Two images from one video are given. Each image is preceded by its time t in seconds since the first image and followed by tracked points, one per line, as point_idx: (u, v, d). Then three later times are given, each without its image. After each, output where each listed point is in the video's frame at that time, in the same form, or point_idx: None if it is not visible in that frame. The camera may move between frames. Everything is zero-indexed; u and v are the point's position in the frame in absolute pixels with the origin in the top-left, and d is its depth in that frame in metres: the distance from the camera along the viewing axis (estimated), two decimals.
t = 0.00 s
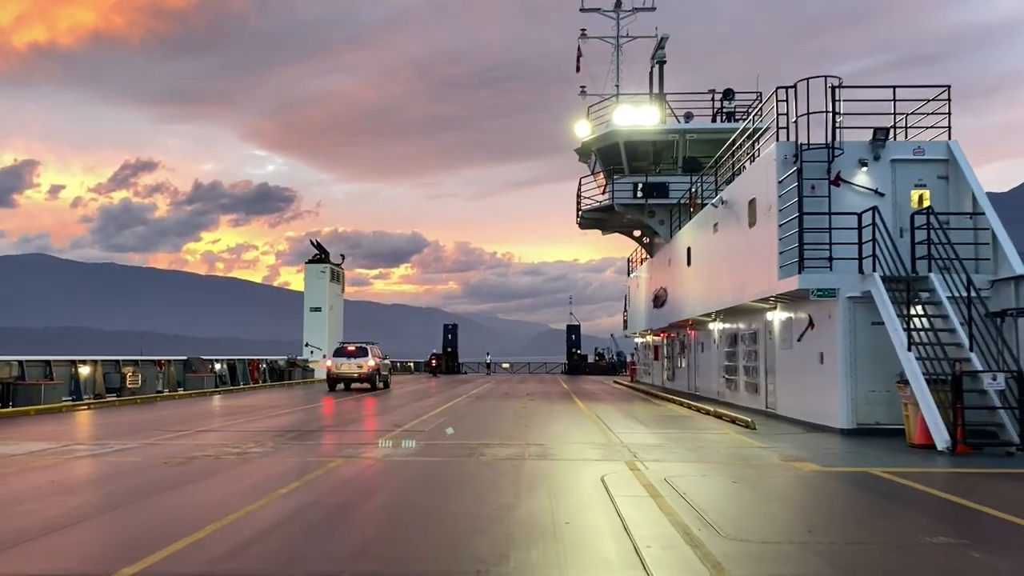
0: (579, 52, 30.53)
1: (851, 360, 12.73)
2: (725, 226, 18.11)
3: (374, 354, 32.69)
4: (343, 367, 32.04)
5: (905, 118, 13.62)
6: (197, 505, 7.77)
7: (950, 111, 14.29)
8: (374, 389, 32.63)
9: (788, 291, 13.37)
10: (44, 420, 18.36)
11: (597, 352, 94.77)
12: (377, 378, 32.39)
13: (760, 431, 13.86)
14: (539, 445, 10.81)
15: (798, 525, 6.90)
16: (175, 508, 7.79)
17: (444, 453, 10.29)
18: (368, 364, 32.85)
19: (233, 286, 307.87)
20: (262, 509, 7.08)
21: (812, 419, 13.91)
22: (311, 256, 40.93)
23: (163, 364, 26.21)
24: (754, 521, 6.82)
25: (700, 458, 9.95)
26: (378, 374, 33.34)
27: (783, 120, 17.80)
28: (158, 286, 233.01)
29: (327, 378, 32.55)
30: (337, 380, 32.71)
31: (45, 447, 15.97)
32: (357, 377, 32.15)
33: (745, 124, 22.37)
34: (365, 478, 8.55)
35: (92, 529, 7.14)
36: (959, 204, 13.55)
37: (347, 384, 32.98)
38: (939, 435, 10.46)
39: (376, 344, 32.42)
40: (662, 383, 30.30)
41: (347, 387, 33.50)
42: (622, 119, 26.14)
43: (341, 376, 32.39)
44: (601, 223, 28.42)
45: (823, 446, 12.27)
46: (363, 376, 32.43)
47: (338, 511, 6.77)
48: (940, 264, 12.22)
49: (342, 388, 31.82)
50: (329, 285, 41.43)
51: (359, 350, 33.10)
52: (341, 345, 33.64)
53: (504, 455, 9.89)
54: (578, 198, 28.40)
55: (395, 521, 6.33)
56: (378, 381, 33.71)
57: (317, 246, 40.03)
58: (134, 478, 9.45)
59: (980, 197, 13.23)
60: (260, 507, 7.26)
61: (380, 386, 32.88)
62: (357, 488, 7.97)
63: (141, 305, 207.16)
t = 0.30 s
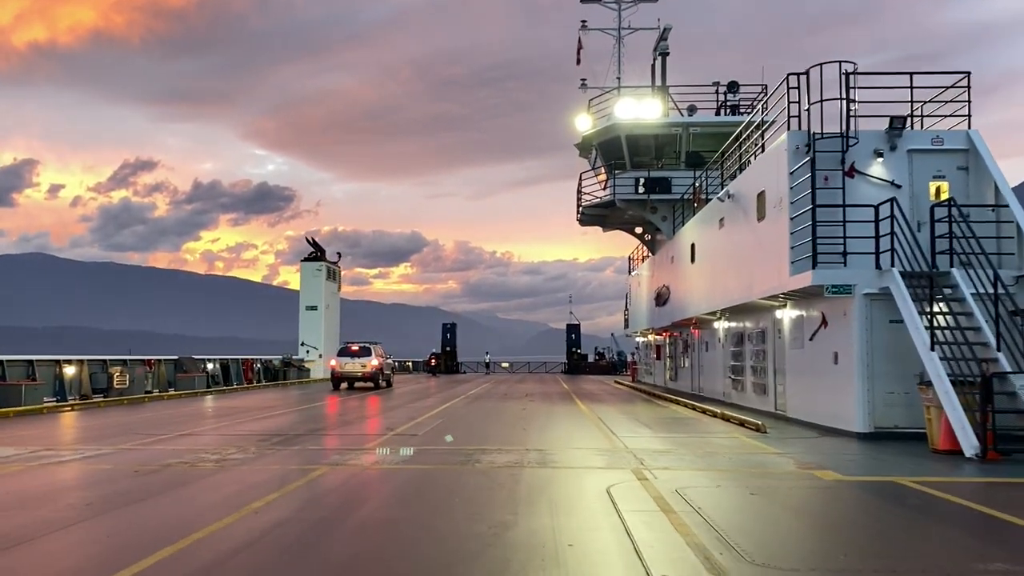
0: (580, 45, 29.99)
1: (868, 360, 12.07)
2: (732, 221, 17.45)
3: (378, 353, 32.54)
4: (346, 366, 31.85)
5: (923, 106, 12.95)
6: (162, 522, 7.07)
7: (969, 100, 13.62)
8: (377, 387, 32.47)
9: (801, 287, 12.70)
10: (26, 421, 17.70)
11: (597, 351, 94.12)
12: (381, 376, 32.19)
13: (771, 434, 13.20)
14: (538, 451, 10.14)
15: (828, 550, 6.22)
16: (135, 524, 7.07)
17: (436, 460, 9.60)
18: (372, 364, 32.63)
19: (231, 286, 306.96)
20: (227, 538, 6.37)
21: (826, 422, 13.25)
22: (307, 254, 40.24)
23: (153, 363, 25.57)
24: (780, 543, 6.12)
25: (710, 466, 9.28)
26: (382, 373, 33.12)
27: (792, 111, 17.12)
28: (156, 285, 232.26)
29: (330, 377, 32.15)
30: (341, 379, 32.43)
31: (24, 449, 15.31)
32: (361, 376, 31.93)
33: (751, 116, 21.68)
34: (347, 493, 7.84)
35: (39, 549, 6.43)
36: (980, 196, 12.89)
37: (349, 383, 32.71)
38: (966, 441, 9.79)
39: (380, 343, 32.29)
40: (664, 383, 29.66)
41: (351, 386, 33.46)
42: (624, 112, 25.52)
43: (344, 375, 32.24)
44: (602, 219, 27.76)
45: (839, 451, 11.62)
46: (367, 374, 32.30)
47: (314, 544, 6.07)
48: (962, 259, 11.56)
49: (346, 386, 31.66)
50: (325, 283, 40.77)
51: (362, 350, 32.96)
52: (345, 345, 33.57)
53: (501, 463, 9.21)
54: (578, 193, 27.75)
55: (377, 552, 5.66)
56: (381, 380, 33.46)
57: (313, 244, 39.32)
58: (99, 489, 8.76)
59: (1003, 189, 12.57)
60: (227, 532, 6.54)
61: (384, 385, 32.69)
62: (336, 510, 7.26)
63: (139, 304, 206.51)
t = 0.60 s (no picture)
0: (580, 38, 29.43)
1: (888, 360, 11.38)
2: (739, 216, 16.80)
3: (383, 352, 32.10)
4: (350, 366, 31.20)
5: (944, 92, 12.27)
6: (112, 542, 6.31)
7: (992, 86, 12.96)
8: (381, 387, 31.94)
9: (816, 283, 12.02)
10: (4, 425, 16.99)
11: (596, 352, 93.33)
12: (386, 375, 31.71)
13: (783, 438, 12.51)
14: (537, 458, 9.45)
15: (863, 573, 5.54)
16: (85, 543, 6.32)
17: (428, 469, 8.88)
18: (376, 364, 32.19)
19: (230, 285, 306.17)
20: (180, 563, 5.56)
21: (841, 425, 12.56)
22: (302, 252, 39.59)
23: (142, 363, 24.86)
24: (806, 564, 5.45)
25: (725, 476, 8.57)
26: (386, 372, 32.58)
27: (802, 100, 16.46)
28: (154, 284, 231.54)
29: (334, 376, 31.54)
30: (346, 377, 31.89)
31: None
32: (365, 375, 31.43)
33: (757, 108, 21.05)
34: (324, 509, 7.13)
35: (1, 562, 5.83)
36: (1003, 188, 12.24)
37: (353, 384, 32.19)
38: (999, 448, 9.11)
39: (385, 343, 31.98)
40: (666, 384, 28.98)
41: (354, 385, 32.89)
42: (626, 105, 24.90)
43: (348, 374, 31.64)
44: (603, 216, 27.07)
45: (857, 456, 10.94)
46: (370, 374, 31.71)
47: (286, 570, 5.32)
48: (988, 253, 10.89)
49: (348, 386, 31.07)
50: (321, 282, 40.11)
51: (365, 349, 32.29)
52: (349, 345, 32.89)
53: (499, 472, 8.50)
54: (579, 189, 27.08)
55: None
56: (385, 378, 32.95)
57: (308, 241, 38.69)
58: (58, 499, 8.03)
59: None
60: (181, 557, 5.76)
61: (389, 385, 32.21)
62: (308, 532, 6.48)
63: (138, 303, 205.79)
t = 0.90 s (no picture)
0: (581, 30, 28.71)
1: (912, 361, 10.69)
2: (748, 209, 16.10)
3: (385, 351, 31.43)
4: (355, 366, 30.58)
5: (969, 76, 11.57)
6: (56, 565, 5.51)
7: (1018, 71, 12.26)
8: (385, 387, 31.28)
9: (834, 279, 11.33)
10: None
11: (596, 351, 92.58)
12: (388, 375, 31.07)
13: (798, 443, 11.82)
14: (538, 466, 8.77)
15: None
16: (32, 563, 5.57)
17: (418, 480, 8.14)
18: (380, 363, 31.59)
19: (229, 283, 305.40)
20: None
21: (860, 429, 11.86)
22: (298, 249, 38.90)
23: (131, 363, 24.14)
24: None
25: (743, 488, 7.84)
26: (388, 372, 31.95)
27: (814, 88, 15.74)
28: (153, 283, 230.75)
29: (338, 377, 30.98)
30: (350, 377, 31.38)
31: None
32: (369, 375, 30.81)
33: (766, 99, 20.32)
34: (306, 525, 6.44)
35: None
36: None
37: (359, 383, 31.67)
38: None
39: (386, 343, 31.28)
40: (670, 384, 28.28)
41: (358, 385, 32.30)
42: (629, 97, 24.23)
43: (352, 374, 30.95)
44: (605, 211, 26.39)
45: (880, 463, 10.26)
46: (375, 374, 31.07)
47: None
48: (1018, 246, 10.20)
49: (352, 386, 30.38)
50: (317, 280, 39.34)
51: (369, 349, 31.59)
52: (353, 345, 32.16)
53: (495, 484, 7.76)
54: (579, 184, 26.40)
55: None
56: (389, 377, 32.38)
57: (305, 238, 38.00)
58: (19, 509, 7.34)
59: None
60: None
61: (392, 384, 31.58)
62: (286, 552, 5.79)
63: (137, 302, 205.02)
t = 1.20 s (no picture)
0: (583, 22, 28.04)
1: (939, 361, 9.96)
2: (759, 202, 15.38)
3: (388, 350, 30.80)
4: (359, 365, 29.93)
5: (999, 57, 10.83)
6: None
7: None
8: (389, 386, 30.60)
9: (854, 274, 10.62)
10: None
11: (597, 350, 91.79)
12: (392, 375, 30.42)
13: (816, 448, 11.10)
14: (539, 476, 8.06)
15: None
16: None
17: (406, 492, 7.41)
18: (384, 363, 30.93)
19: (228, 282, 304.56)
20: None
21: (881, 434, 11.13)
22: (294, 247, 38.20)
23: (119, 363, 23.45)
24: None
25: (764, 501, 7.10)
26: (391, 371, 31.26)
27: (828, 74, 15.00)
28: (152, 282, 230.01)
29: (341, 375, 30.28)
30: (353, 377, 30.72)
31: None
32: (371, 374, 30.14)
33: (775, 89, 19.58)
34: (278, 547, 5.75)
35: None
36: None
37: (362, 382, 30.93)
38: None
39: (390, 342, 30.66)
40: (674, 384, 27.53)
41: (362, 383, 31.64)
42: (632, 89, 23.48)
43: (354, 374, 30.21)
44: (607, 207, 25.68)
45: (906, 470, 9.54)
46: (379, 373, 30.38)
47: None
48: None
49: (357, 385, 29.67)
50: (314, 278, 38.62)
51: (372, 348, 30.91)
52: (356, 343, 31.45)
53: (492, 498, 7.02)
54: (581, 179, 25.68)
55: None
56: (393, 376, 31.70)
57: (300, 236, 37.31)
58: None
59: None
60: None
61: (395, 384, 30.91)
62: None
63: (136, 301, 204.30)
